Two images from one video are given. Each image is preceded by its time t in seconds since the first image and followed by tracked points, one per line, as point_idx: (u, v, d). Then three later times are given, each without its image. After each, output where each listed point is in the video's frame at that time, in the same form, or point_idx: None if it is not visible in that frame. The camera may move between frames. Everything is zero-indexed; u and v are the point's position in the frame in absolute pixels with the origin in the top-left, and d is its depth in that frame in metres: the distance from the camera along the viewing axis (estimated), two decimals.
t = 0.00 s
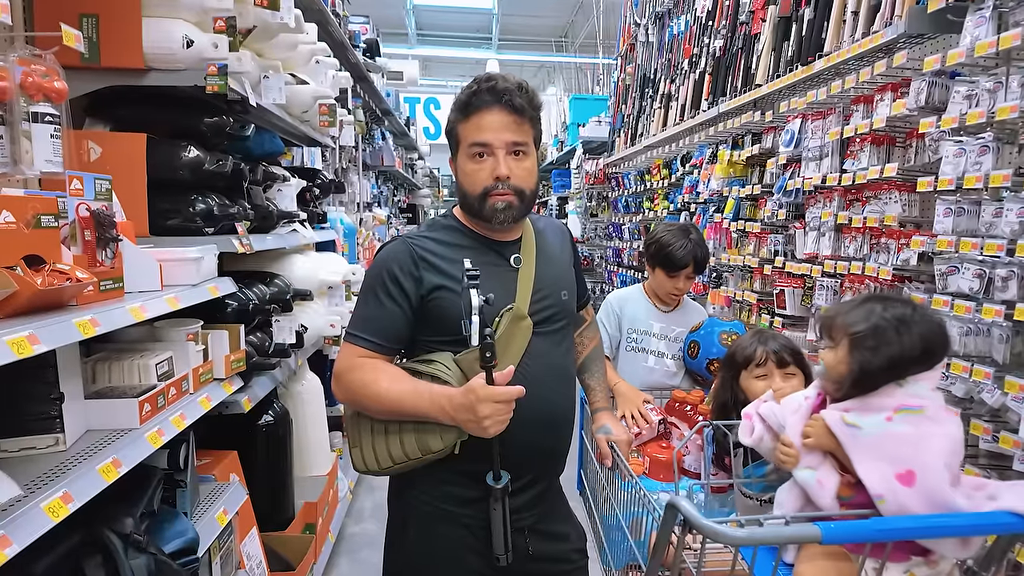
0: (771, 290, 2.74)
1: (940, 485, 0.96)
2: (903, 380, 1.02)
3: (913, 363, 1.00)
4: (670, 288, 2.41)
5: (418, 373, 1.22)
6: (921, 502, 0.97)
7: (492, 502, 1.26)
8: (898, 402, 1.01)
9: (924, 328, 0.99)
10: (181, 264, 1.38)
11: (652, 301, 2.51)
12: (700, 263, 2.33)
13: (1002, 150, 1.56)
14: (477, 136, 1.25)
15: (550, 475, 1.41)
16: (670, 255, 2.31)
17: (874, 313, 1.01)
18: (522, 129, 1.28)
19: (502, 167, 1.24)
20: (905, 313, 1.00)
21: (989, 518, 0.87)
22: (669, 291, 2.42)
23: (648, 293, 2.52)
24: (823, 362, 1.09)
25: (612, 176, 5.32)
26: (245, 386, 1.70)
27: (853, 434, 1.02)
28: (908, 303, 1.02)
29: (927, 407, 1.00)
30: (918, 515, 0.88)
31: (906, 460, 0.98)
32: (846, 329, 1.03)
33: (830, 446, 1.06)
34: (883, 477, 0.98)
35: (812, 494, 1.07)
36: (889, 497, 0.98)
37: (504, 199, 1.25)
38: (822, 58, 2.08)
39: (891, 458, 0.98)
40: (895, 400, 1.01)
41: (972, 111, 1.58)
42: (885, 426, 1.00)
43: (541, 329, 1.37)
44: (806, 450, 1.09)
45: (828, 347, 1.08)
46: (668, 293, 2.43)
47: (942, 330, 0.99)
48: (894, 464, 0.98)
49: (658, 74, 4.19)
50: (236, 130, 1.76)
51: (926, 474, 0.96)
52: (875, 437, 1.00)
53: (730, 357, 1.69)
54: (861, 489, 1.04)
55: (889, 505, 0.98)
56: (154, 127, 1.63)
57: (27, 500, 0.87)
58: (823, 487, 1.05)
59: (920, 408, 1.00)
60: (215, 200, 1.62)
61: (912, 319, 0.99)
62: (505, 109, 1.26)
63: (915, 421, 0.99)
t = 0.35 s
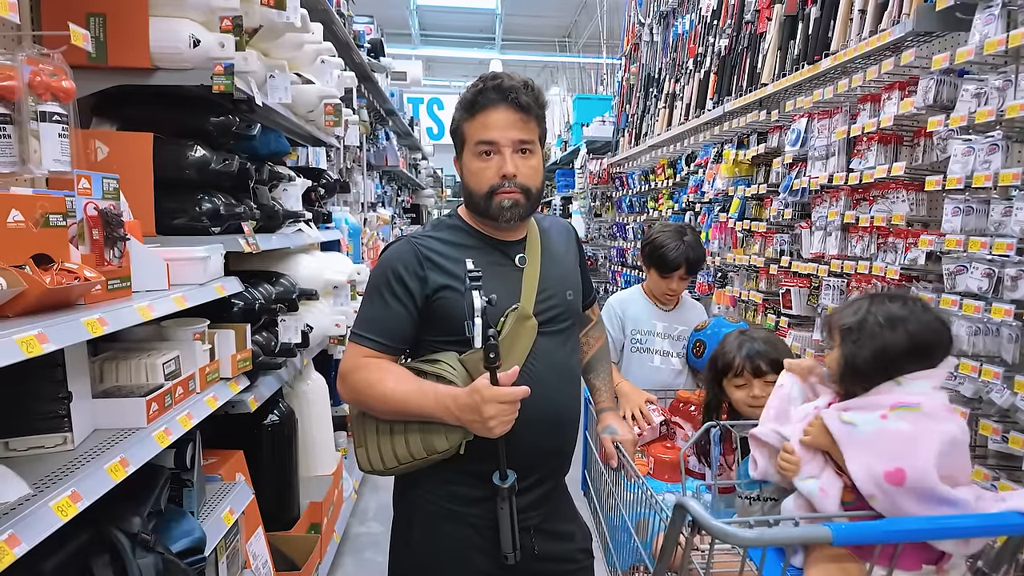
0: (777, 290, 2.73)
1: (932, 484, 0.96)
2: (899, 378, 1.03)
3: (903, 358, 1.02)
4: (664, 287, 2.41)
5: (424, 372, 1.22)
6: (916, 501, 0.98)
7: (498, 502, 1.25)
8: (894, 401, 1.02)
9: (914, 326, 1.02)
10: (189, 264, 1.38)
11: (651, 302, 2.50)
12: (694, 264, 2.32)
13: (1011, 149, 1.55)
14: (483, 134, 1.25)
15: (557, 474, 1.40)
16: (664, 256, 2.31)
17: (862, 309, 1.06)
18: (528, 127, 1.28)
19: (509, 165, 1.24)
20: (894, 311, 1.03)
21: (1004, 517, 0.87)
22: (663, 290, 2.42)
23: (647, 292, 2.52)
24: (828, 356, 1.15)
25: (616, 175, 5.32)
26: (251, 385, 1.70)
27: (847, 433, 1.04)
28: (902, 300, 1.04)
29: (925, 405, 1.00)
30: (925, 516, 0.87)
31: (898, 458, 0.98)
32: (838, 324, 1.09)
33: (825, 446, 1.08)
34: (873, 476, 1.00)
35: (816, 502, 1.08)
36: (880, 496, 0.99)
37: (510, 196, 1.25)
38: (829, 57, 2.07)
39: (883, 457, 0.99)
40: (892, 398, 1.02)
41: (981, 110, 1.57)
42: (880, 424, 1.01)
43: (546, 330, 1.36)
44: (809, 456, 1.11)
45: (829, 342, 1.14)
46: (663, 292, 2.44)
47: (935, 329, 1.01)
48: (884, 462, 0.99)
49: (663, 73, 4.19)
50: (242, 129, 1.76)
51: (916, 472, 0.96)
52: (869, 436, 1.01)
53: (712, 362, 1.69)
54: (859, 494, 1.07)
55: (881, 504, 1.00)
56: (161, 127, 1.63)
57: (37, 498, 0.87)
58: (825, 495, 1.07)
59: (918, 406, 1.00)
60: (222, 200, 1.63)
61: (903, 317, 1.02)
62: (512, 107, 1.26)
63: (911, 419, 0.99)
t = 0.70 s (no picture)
0: (778, 290, 2.74)
1: (919, 473, 0.97)
2: (874, 374, 1.06)
3: (874, 356, 1.05)
4: (658, 286, 2.42)
5: (420, 374, 1.22)
6: (908, 494, 0.99)
7: (494, 502, 1.26)
8: (871, 395, 1.04)
9: (884, 324, 1.05)
10: (190, 265, 1.39)
11: (650, 302, 2.50)
12: (689, 265, 2.32)
13: (1011, 148, 1.55)
14: (488, 131, 1.25)
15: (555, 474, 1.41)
16: (659, 255, 2.31)
17: (834, 310, 1.10)
18: (531, 125, 1.29)
19: (515, 161, 1.25)
20: (865, 310, 1.06)
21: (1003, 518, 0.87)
22: (657, 289, 2.44)
23: (645, 293, 2.52)
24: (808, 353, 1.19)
25: (617, 176, 5.32)
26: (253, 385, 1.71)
27: (830, 432, 1.06)
28: (872, 299, 1.07)
29: (900, 396, 1.02)
30: (920, 515, 0.88)
31: (882, 450, 1.00)
32: (812, 326, 1.13)
33: (810, 447, 1.11)
34: (861, 471, 1.01)
35: (806, 503, 1.09)
36: (872, 491, 1.01)
37: (517, 190, 1.25)
38: (829, 57, 2.07)
39: (868, 451, 1.01)
40: (868, 392, 1.05)
41: (981, 110, 1.57)
42: (860, 419, 1.03)
43: (543, 330, 1.37)
44: (795, 458, 1.13)
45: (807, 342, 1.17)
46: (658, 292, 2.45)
47: (904, 327, 1.04)
48: (870, 456, 1.01)
49: (664, 73, 4.19)
50: (244, 131, 1.77)
51: (900, 462, 0.98)
52: (851, 432, 1.04)
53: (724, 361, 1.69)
54: (849, 490, 1.09)
55: (873, 498, 1.01)
56: (162, 128, 1.64)
57: (41, 497, 0.88)
58: (813, 495, 1.08)
59: (893, 398, 1.02)
60: (224, 200, 1.63)
61: (873, 317, 1.05)
62: (514, 107, 1.27)
63: (889, 412, 1.02)
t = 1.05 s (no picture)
0: (782, 289, 2.73)
1: (917, 461, 1.01)
2: (869, 369, 1.11)
3: (869, 350, 1.11)
4: (658, 284, 2.42)
5: (421, 375, 1.22)
6: (908, 481, 1.02)
7: (500, 500, 1.26)
8: (867, 389, 1.08)
9: (879, 321, 1.11)
10: (197, 263, 1.39)
11: (651, 302, 2.50)
12: (690, 264, 2.31)
13: (1018, 147, 1.55)
14: (500, 136, 1.25)
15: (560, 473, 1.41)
16: (660, 254, 2.31)
17: (830, 308, 1.16)
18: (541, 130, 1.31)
19: (527, 168, 1.26)
20: (860, 308, 1.12)
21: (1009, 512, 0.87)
22: (657, 288, 2.44)
23: (646, 292, 2.52)
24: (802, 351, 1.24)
25: (619, 175, 5.31)
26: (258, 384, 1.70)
27: (830, 427, 1.10)
28: (866, 299, 1.14)
29: (894, 388, 1.07)
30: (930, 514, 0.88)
31: (880, 441, 1.04)
32: (808, 324, 1.19)
33: (813, 443, 1.14)
34: (862, 462, 1.05)
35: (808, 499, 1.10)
36: (873, 481, 1.03)
37: (526, 196, 1.26)
38: (834, 56, 2.07)
39: (867, 442, 1.05)
40: (864, 386, 1.09)
41: (988, 108, 1.57)
42: (858, 411, 1.07)
43: (541, 327, 1.37)
44: (796, 457, 1.15)
45: (802, 341, 1.23)
46: (657, 291, 2.45)
47: (897, 325, 1.11)
48: (869, 447, 1.04)
49: (667, 73, 4.18)
50: (250, 130, 1.78)
51: (898, 450, 1.02)
52: (850, 425, 1.07)
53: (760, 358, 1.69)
54: (851, 484, 1.10)
55: (875, 489, 1.03)
56: (167, 127, 1.63)
57: (50, 496, 0.88)
58: (815, 491, 1.10)
59: (888, 390, 1.07)
60: (230, 200, 1.63)
61: (870, 314, 1.12)
62: (525, 111, 1.27)
63: (885, 403, 1.06)
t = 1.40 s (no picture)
0: (792, 290, 2.71)
1: (925, 463, 0.99)
2: (885, 372, 1.10)
3: (884, 353, 1.10)
4: (665, 284, 2.41)
5: (423, 378, 1.21)
6: (917, 484, 1.00)
7: (509, 502, 1.24)
8: (879, 391, 1.08)
9: (896, 323, 1.10)
10: (211, 264, 1.38)
11: (657, 302, 2.49)
12: (697, 264, 2.28)
13: None
14: (501, 142, 1.22)
15: (570, 473, 1.40)
16: (667, 254, 2.29)
17: (847, 309, 1.15)
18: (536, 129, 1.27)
19: (532, 171, 1.25)
20: (876, 310, 1.11)
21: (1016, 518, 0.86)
22: (663, 288, 2.42)
23: (653, 293, 2.51)
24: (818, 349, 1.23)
25: (625, 175, 5.30)
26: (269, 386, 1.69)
27: (839, 429, 1.09)
28: (882, 301, 1.13)
29: (907, 392, 1.05)
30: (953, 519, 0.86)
31: (887, 443, 1.03)
32: (824, 325, 1.17)
33: (824, 444, 1.13)
34: (869, 464, 1.04)
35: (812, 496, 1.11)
36: (881, 484, 1.02)
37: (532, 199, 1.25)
38: (847, 55, 2.05)
39: (874, 444, 1.04)
40: (877, 389, 1.09)
41: (1005, 107, 1.55)
42: (868, 414, 1.07)
43: (545, 327, 1.35)
44: (801, 451, 1.15)
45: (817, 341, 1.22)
46: (664, 291, 2.44)
47: (915, 327, 1.10)
48: (876, 450, 1.04)
49: (674, 72, 4.17)
50: (262, 131, 1.78)
51: (904, 453, 1.00)
52: (859, 427, 1.07)
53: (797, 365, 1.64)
54: (859, 484, 1.09)
55: (883, 492, 1.02)
56: (177, 127, 1.63)
57: (64, 500, 0.87)
58: (818, 486, 1.10)
59: (900, 394, 1.06)
60: (240, 200, 1.62)
61: (887, 317, 1.10)
62: (520, 112, 1.24)
63: (895, 406, 1.05)
